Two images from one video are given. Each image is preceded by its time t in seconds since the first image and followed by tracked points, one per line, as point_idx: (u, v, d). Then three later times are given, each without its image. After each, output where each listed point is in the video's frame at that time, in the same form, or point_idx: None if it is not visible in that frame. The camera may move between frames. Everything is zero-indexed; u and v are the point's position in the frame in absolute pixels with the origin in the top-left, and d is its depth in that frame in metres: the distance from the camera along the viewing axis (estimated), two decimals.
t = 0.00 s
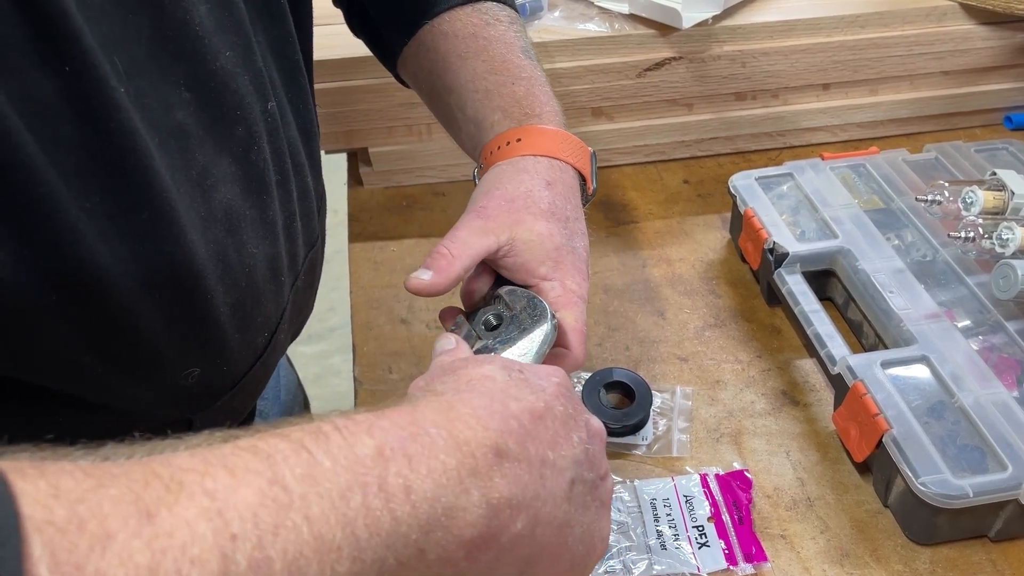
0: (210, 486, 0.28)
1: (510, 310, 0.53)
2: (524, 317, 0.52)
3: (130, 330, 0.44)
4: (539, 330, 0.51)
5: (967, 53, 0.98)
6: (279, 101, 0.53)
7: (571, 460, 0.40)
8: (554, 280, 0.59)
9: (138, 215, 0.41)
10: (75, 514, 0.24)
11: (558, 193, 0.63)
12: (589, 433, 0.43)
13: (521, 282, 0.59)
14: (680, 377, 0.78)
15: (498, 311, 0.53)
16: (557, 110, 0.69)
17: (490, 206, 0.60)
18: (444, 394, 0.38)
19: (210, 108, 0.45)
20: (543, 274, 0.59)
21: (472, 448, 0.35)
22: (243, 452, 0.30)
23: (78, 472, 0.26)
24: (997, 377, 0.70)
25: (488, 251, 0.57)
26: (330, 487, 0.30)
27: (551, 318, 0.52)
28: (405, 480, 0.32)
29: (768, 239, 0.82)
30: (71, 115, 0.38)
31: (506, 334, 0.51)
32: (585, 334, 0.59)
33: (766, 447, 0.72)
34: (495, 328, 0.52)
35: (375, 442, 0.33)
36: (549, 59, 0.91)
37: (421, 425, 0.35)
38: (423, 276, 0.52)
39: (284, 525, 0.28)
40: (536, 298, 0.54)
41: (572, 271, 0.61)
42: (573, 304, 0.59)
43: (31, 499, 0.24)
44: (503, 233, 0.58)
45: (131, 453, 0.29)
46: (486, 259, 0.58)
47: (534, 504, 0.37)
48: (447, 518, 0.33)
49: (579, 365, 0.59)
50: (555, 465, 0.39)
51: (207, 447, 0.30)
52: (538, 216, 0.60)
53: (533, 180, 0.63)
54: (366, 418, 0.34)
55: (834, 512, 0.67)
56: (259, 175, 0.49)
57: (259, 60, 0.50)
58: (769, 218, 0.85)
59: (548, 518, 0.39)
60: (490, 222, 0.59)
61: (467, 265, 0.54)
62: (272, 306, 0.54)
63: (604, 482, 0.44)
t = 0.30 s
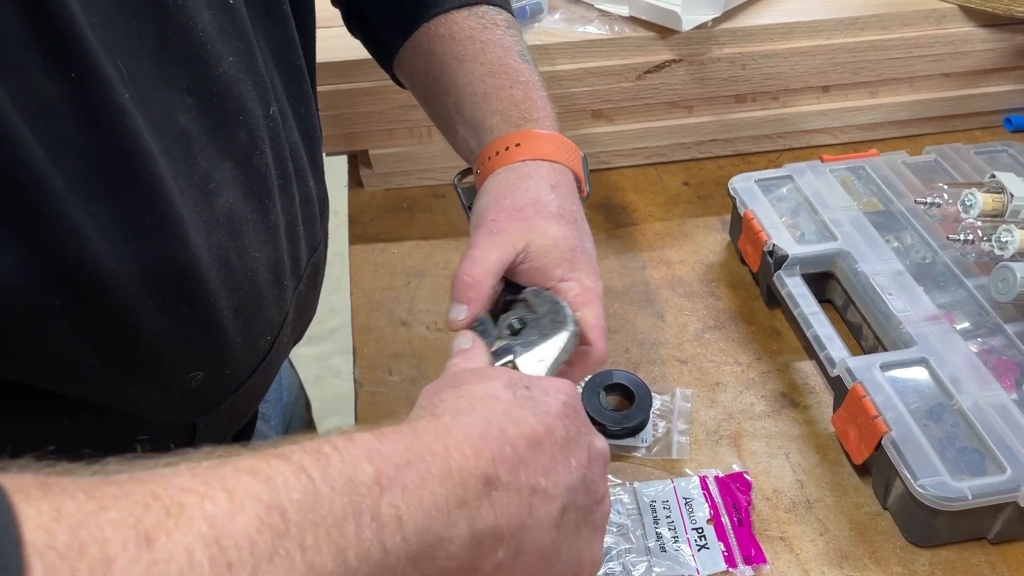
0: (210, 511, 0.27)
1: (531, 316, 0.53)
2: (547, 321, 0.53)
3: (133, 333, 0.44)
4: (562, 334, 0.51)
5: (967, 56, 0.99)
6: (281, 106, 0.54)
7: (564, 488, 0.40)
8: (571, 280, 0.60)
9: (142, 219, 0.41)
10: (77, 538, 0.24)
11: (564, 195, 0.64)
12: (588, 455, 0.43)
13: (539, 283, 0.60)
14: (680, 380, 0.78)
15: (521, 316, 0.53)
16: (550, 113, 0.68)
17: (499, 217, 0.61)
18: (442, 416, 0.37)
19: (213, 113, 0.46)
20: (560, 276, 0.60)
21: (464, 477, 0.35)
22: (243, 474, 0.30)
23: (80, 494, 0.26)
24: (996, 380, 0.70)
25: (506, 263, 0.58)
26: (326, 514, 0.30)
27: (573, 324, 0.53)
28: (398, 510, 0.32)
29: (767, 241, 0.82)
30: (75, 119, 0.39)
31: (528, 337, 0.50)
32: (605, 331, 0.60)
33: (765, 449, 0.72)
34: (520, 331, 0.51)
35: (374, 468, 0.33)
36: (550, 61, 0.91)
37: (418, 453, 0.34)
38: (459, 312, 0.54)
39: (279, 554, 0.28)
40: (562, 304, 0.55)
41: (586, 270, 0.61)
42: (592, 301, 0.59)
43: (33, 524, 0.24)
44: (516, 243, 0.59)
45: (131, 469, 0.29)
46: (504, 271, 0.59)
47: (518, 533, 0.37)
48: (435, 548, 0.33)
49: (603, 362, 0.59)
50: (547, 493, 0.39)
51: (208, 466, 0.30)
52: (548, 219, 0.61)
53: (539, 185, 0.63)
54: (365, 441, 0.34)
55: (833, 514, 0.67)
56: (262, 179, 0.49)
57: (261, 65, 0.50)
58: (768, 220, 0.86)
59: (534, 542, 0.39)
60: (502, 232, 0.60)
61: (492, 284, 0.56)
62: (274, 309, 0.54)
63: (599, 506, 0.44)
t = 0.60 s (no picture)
0: (193, 499, 0.27)
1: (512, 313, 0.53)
2: (527, 320, 0.52)
3: (139, 337, 0.44)
4: (539, 334, 0.50)
5: (966, 57, 0.99)
6: (285, 110, 0.54)
7: (555, 474, 0.40)
8: (550, 287, 0.60)
9: (149, 223, 0.41)
10: (54, 529, 0.24)
11: (559, 200, 0.63)
12: (574, 446, 0.43)
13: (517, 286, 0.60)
14: (680, 382, 0.78)
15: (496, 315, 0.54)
16: (562, 112, 0.69)
17: (489, 213, 0.61)
18: (440, 397, 0.37)
19: (218, 117, 0.46)
20: (539, 281, 0.60)
21: (466, 457, 0.35)
22: (226, 462, 0.29)
23: (59, 484, 0.25)
24: (995, 381, 0.70)
25: (487, 259, 0.58)
26: (315, 498, 0.29)
27: (552, 323, 0.51)
28: (394, 490, 0.32)
29: (767, 243, 0.82)
30: (82, 124, 0.39)
31: (506, 336, 0.50)
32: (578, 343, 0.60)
33: (765, 451, 0.72)
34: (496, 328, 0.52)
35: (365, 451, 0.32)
36: (550, 63, 0.91)
37: (414, 433, 0.34)
38: (430, 298, 0.55)
39: (266, 540, 0.27)
40: (542, 302, 0.54)
41: (568, 278, 0.61)
42: (567, 311, 0.59)
43: (8, 514, 0.23)
44: (500, 240, 0.59)
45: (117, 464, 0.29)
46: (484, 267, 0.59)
47: (521, 517, 0.37)
48: (436, 530, 0.33)
49: (570, 373, 0.59)
50: (541, 478, 0.39)
51: (191, 455, 0.29)
52: (537, 223, 0.61)
53: (534, 187, 0.63)
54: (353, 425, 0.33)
55: (833, 515, 0.67)
56: (266, 183, 0.49)
57: (266, 69, 0.50)
58: (768, 222, 0.86)
59: (537, 530, 0.38)
60: (489, 231, 0.60)
61: (467, 276, 0.56)
62: (279, 312, 0.54)
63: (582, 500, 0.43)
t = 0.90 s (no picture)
0: (214, 485, 0.27)
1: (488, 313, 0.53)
2: (501, 324, 0.52)
3: (141, 340, 0.45)
4: (513, 338, 0.51)
5: (967, 59, 0.99)
6: (285, 114, 0.54)
7: (561, 465, 0.41)
8: (537, 288, 0.59)
9: (150, 226, 0.42)
10: (72, 515, 0.23)
11: (558, 202, 0.63)
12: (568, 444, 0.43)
13: (505, 284, 0.60)
14: (680, 384, 0.78)
15: (473, 308, 0.53)
16: (569, 116, 0.69)
17: (486, 206, 0.61)
18: (461, 380, 0.37)
19: (218, 121, 0.46)
20: (527, 280, 0.59)
21: (490, 441, 0.35)
22: (246, 446, 0.29)
23: (75, 470, 0.25)
24: (996, 384, 0.70)
25: (478, 250, 0.58)
26: (337, 483, 0.29)
27: (527, 328, 0.52)
28: (420, 475, 0.32)
29: (767, 245, 0.82)
30: (83, 128, 0.39)
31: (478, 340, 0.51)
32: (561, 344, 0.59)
33: (765, 453, 0.72)
34: (470, 327, 0.52)
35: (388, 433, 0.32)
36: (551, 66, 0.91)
37: (438, 416, 0.34)
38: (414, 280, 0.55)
39: (290, 526, 0.27)
40: (516, 308, 0.54)
41: (557, 282, 0.61)
42: (551, 314, 0.59)
43: (26, 500, 0.23)
44: (493, 233, 0.59)
45: (134, 448, 0.28)
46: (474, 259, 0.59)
47: (535, 506, 0.38)
48: (462, 514, 0.33)
49: (547, 376, 0.58)
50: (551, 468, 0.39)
51: (210, 438, 0.29)
52: (533, 222, 0.61)
53: (535, 186, 0.63)
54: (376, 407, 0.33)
55: (834, 517, 0.67)
56: (267, 186, 0.49)
57: (267, 73, 0.50)
58: (768, 224, 0.86)
59: (542, 521, 0.39)
60: (484, 225, 0.59)
61: (456, 263, 0.56)
62: (280, 314, 0.54)
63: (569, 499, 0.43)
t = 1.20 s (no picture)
0: (231, 518, 0.27)
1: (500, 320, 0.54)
2: (513, 332, 0.53)
3: (143, 341, 0.44)
4: (526, 345, 0.51)
5: (967, 59, 0.99)
6: (286, 113, 0.54)
7: (569, 497, 0.41)
8: (546, 291, 0.60)
9: (151, 227, 0.41)
10: (89, 548, 0.23)
11: (567, 205, 0.63)
12: (582, 471, 0.43)
13: (514, 287, 0.60)
14: (681, 384, 0.78)
15: (483, 313, 0.54)
16: (576, 117, 0.69)
17: (496, 208, 0.61)
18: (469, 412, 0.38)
19: (219, 121, 0.46)
20: (536, 284, 0.59)
21: (494, 480, 0.35)
22: (262, 478, 0.29)
23: (92, 501, 0.25)
24: (997, 384, 0.70)
25: (486, 254, 0.58)
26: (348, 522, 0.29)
27: (539, 334, 0.52)
28: (424, 517, 0.32)
29: (768, 245, 0.82)
30: (86, 128, 0.39)
31: (490, 347, 0.51)
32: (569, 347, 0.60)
33: (766, 454, 0.72)
34: (480, 332, 0.52)
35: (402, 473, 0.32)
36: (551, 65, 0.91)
37: (447, 454, 0.34)
38: (423, 284, 0.55)
39: (301, 565, 0.27)
40: (528, 314, 0.54)
41: (566, 285, 0.61)
42: (560, 317, 0.59)
43: (41, 532, 0.22)
44: (503, 237, 0.59)
45: (149, 474, 0.28)
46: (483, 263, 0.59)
47: (537, 541, 0.38)
48: (463, 555, 0.33)
49: (556, 379, 0.60)
50: (557, 501, 0.40)
51: (226, 469, 0.29)
52: (542, 225, 0.61)
53: (544, 189, 0.63)
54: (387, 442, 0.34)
55: (835, 518, 0.67)
56: (269, 186, 0.49)
57: (268, 72, 0.50)
58: (768, 224, 0.86)
59: (547, 554, 0.39)
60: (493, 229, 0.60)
61: (465, 266, 0.57)
62: (282, 315, 0.54)
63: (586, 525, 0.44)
